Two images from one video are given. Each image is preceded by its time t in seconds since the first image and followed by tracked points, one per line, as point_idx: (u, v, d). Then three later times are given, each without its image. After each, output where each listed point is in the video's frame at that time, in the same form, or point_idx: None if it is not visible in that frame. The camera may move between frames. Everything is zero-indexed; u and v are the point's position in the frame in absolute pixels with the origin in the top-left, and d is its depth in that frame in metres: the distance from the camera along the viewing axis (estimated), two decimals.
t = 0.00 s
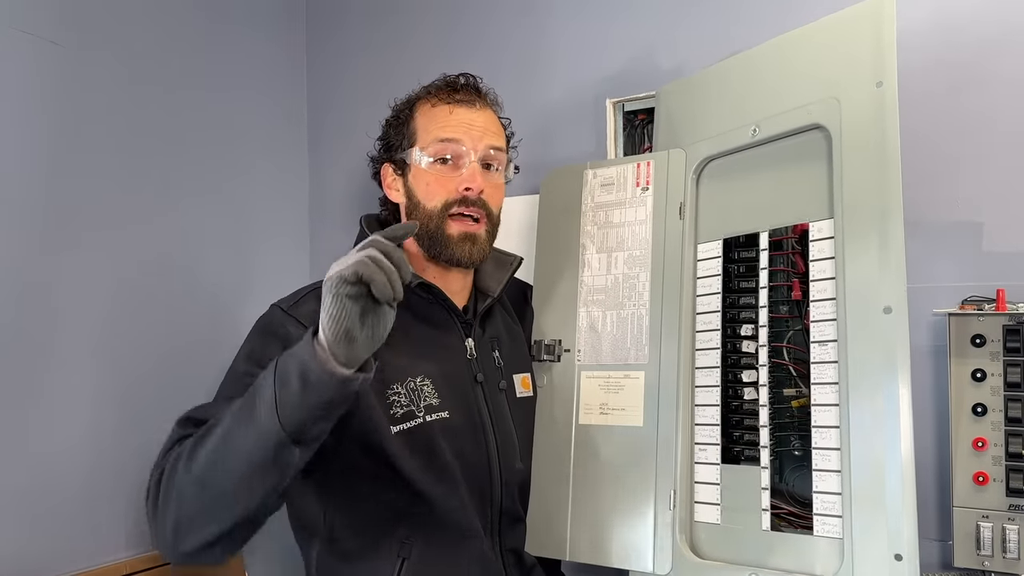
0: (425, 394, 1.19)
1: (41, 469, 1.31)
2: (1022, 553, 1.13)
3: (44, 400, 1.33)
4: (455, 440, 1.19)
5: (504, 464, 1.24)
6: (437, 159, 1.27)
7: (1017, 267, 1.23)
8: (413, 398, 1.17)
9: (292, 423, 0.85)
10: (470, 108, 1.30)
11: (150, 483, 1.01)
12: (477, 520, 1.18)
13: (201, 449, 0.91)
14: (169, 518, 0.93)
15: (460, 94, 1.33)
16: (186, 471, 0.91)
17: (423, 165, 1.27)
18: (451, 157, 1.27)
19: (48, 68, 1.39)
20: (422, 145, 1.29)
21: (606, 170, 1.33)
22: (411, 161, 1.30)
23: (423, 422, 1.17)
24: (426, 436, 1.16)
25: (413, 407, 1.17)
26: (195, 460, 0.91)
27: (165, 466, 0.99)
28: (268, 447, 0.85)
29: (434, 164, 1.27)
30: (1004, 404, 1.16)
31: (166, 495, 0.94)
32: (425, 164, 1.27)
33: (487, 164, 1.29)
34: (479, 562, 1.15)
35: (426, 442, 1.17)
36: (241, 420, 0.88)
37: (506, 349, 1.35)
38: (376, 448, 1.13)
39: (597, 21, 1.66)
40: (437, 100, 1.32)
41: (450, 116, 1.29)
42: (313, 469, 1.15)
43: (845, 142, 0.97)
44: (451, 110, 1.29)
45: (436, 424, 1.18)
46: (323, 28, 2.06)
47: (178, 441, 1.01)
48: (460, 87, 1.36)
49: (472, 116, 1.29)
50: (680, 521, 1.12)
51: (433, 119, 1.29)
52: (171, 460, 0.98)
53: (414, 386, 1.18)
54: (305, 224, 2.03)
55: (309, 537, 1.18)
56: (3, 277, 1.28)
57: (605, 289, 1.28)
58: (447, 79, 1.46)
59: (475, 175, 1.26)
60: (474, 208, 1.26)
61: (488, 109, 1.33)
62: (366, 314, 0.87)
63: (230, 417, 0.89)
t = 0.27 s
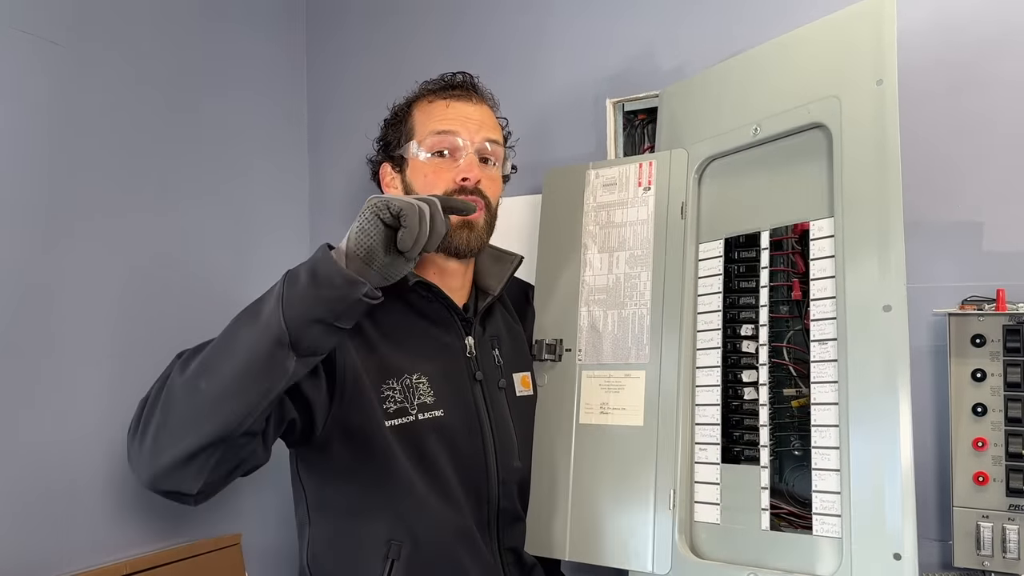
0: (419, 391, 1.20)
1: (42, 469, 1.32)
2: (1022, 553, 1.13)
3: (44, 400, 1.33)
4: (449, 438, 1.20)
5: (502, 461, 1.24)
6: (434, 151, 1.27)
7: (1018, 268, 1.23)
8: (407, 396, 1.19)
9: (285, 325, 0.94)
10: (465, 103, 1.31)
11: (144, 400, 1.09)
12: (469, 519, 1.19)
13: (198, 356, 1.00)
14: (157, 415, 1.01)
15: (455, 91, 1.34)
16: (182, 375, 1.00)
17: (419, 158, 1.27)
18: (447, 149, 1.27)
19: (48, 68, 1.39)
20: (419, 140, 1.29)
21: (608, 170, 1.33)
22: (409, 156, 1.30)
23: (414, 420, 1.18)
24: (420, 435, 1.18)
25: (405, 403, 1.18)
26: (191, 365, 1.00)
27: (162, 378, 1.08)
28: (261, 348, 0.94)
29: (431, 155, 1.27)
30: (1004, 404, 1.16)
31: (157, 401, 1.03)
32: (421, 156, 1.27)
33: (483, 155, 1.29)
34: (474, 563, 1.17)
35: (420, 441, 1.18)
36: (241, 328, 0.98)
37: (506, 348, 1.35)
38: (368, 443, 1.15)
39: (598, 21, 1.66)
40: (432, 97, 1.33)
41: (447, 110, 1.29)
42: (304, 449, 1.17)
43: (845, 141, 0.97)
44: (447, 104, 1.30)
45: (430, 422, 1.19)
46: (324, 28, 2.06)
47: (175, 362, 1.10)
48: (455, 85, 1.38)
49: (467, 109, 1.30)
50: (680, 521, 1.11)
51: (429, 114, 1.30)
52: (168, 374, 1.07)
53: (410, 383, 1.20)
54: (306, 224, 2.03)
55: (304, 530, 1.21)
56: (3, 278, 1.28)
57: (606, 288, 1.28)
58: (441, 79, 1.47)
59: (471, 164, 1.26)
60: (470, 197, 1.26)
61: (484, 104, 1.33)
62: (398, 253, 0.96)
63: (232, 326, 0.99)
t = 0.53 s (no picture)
0: (415, 390, 1.20)
1: (42, 469, 1.32)
2: (1022, 553, 1.13)
3: (44, 399, 1.33)
4: (445, 437, 1.20)
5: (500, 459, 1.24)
6: (433, 151, 1.27)
7: (1018, 268, 1.23)
8: (403, 395, 1.19)
9: (306, 311, 0.97)
10: (467, 104, 1.31)
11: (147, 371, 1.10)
12: (464, 519, 1.19)
13: (209, 333, 1.02)
14: (163, 383, 1.01)
15: (460, 92, 1.34)
16: (192, 349, 1.01)
17: (419, 158, 1.28)
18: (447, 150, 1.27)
19: (48, 68, 1.39)
20: (419, 139, 1.29)
21: (607, 170, 1.34)
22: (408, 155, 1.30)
23: (407, 419, 1.18)
24: (416, 434, 1.18)
25: (401, 403, 1.18)
26: (202, 340, 1.01)
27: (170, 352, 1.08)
28: (277, 330, 0.97)
29: (430, 156, 1.27)
30: (1004, 404, 1.16)
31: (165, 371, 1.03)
32: (421, 157, 1.27)
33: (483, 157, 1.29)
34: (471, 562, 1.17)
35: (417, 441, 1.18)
36: (257, 309, 1.00)
37: (506, 347, 1.35)
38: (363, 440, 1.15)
39: (599, 21, 1.66)
40: (434, 97, 1.33)
41: (448, 111, 1.29)
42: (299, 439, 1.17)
43: (843, 139, 0.97)
44: (448, 105, 1.30)
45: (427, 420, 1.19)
46: (324, 28, 2.06)
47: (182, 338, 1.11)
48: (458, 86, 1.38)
49: (468, 111, 1.30)
50: (679, 521, 1.11)
51: (430, 114, 1.30)
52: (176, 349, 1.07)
53: (406, 382, 1.19)
54: (306, 224, 2.03)
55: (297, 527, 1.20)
56: (3, 277, 1.28)
57: (605, 288, 1.28)
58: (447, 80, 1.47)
59: (470, 166, 1.26)
60: (468, 199, 1.26)
61: (485, 106, 1.33)
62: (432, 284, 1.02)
63: (247, 306, 1.01)
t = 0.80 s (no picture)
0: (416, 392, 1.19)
1: (43, 470, 1.32)
2: (1022, 553, 1.13)
3: (44, 400, 1.33)
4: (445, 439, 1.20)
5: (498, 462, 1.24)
6: (439, 164, 1.27)
7: (1018, 268, 1.23)
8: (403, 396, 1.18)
9: (329, 425, 0.87)
10: (476, 115, 1.29)
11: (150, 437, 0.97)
12: (463, 522, 1.19)
13: (226, 423, 0.89)
14: (177, 472, 0.90)
15: (470, 100, 1.32)
16: (207, 440, 0.89)
17: (426, 169, 1.27)
18: (453, 163, 1.27)
19: (49, 69, 1.40)
20: (426, 149, 1.29)
21: (607, 172, 1.34)
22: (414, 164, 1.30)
23: (409, 420, 1.18)
24: (416, 435, 1.18)
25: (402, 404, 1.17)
26: (218, 430, 0.89)
27: (175, 419, 0.95)
28: (299, 440, 0.87)
29: (437, 168, 1.27)
30: (1004, 404, 1.16)
31: (173, 450, 0.91)
32: (427, 168, 1.27)
33: (489, 171, 1.29)
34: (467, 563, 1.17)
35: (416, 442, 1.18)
36: (284, 406, 0.88)
37: (504, 349, 1.33)
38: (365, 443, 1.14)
39: (599, 20, 1.66)
40: (444, 105, 1.31)
41: (457, 123, 1.28)
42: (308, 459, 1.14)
43: (841, 143, 0.97)
44: (458, 115, 1.29)
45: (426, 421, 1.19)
46: (324, 28, 2.07)
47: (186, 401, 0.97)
48: (470, 91, 1.35)
49: (477, 122, 1.29)
50: (675, 524, 1.12)
51: (438, 123, 1.29)
52: (183, 418, 0.95)
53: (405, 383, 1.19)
54: (307, 225, 2.03)
55: (301, 539, 1.18)
56: (4, 278, 1.29)
57: (604, 290, 1.29)
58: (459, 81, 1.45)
59: (476, 182, 1.26)
60: (472, 214, 1.26)
61: (496, 115, 1.32)
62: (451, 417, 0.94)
63: (272, 396, 0.89)
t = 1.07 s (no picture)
0: (420, 394, 1.19)
1: (42, 470, 1.33)
2: (1021, 553, 1.13)
3: (44, 400, 1.33)
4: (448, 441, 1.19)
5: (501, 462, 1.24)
6: (431, 173, 1.27)
7: (1018, 267, 1.23)
8: (407, 400, 1.18)
9: None
10: (467, 121, 1.28)
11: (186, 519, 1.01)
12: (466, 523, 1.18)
13: (263, 554, 0.94)
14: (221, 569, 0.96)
15: (460, 104, 1.30)
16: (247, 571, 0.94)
17: (419, 177, 1.27)
18: (446, 170, 1.27)
19: (48, 70, 1.40)
20: (418, 158, 1.29)
21: (609, 172, 1.34)
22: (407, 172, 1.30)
23: (413, 423, 1.17)
24: (420, 437, 1.17)
25: (406, 407, 1.17)
26: (257, 559, 0.94)
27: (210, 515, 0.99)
28: None
29: (429, 176, 1.27)
30: (1004, 404, 1.17)
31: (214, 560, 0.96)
32: (420, 176, 1.27)
33: (482, 177, 1.28)
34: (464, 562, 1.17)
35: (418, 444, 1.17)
36: (317, 564, 0.93)
37: (505, 350, 1.33)
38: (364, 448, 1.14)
39: (599, 20, 1.66)
40: (435, 111, 1.30)
41: (448, 132, 1.27)
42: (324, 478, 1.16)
43: (842, 143, 0.98)
44: (448, 122, 1.28)
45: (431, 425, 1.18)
46: (324, 27, 2.06)
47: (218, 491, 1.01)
48: (461, 93, 1.33)
49: (469, 129, 1.27)
50: (675, 524, 1.12)
51: (429, 130, 1.28)
52: (216, 519, 0.98)
53: (409, 386, 1.19)
54: (306, 224, 2.03)
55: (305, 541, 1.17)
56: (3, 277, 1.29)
57: (606, 290, 1.29)
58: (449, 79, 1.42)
59: (469, 191, 1.25)
60: (466, 222, 1.26)
61: (488, 120, 1.30)
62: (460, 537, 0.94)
63: (304, 547, 0.93)
